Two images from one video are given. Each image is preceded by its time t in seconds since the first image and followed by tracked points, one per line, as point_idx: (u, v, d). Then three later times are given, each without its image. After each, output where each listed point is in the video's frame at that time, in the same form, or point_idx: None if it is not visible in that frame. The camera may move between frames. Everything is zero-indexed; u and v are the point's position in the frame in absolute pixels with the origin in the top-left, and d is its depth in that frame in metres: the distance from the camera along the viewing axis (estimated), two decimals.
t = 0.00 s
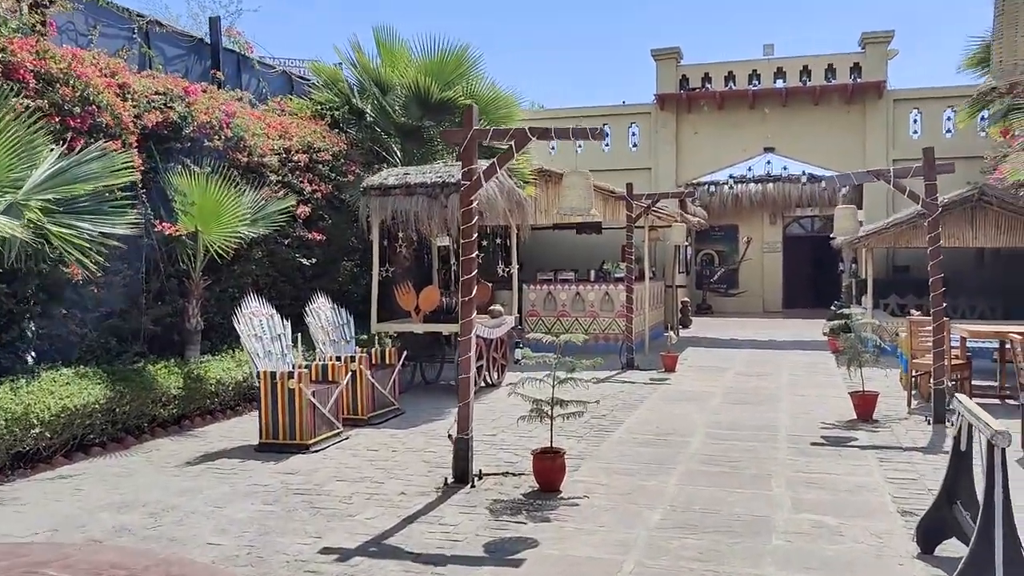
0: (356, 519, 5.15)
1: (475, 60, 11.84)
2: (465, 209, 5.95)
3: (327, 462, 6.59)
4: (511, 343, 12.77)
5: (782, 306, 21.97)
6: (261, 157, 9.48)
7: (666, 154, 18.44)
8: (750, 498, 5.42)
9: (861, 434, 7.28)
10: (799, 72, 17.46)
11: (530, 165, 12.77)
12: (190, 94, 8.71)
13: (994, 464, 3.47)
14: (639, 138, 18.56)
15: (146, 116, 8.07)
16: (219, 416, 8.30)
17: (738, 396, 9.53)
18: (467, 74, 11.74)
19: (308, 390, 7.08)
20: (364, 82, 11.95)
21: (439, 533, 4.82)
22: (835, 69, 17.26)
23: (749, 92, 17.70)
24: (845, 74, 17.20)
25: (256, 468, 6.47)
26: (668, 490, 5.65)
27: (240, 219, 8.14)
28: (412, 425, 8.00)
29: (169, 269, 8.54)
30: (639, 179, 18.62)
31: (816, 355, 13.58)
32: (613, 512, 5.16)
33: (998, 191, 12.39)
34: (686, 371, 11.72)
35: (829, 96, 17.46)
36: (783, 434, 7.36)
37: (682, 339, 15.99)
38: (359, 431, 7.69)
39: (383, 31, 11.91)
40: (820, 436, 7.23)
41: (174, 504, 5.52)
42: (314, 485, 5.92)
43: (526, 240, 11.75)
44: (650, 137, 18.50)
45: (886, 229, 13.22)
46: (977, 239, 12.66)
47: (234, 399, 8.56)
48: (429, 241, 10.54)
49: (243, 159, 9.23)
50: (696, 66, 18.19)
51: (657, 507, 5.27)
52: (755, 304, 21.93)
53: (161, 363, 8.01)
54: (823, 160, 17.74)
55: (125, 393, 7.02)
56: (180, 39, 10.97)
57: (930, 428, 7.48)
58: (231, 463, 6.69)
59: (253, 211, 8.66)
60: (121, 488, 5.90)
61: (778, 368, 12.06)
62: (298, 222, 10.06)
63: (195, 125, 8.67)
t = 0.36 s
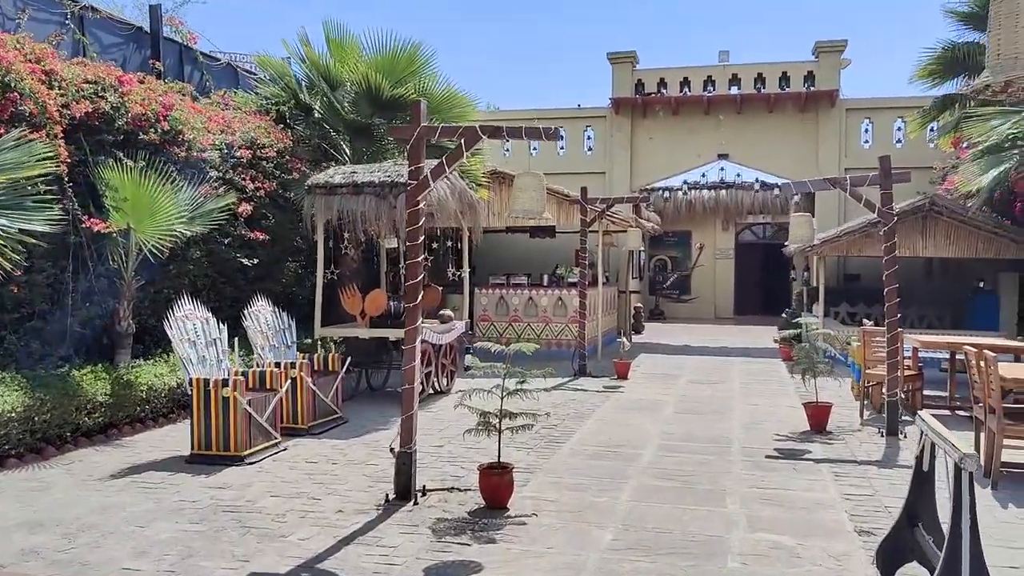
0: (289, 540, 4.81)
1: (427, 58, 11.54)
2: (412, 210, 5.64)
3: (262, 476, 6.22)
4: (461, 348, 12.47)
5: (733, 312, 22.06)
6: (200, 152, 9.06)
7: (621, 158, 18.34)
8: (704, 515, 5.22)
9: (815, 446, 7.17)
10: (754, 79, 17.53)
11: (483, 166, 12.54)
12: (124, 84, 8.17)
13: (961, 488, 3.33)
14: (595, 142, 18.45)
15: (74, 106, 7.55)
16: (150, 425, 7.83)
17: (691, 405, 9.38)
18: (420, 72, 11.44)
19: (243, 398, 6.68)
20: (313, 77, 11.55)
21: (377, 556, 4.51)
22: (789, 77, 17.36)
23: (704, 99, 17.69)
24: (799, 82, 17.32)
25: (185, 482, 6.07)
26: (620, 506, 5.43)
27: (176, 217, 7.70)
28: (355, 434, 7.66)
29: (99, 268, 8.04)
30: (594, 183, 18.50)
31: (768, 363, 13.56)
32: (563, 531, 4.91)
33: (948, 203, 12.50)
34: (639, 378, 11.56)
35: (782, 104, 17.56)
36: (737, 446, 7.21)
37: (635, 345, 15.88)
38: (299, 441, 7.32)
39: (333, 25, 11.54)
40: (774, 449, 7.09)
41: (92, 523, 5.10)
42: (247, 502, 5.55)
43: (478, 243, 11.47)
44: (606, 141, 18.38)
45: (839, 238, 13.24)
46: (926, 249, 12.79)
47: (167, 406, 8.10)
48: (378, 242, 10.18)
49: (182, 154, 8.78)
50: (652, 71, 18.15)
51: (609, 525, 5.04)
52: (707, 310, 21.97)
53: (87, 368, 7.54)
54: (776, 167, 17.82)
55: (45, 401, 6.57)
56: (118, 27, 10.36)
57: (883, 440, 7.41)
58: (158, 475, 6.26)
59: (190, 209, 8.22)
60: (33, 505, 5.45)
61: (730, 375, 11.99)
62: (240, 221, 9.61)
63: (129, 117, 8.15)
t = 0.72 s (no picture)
0: (237, 561, 4.47)
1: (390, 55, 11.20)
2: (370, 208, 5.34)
3: (211, 489, 5.85)
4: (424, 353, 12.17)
5: (697, 316, 22.02)
6: (150, 147, 8.56)
7: (587, 161, 18.19)
8: (677, 529, 5.00)
9: (787, 455, 7.00)
10: (720, 83, 17.55)
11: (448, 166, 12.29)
12: (68, 74, 7.69)
13: (954, 504, 3.14)
14: (561, 144, 18.31)
15: (11, 96, 7.07)
16: (94, 434, 7.38)
17: (659, 411, 9.18)
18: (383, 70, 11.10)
19: (192, 407, 6.26)
20: (271, 72, 11.13)
21: None
22: (754, 82, 17.42)
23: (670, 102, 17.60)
24: (764, 87, 17.34)
25: (127, 496, 5.67)
26: (589, 519, 5.18)
27: (122, 215, 7.28)
28: (311, 443, 7.32)
29: (39, 267, 7.61)
30: (560, 185, 18.31)
31: (734, 368, 13.46)
32: (530, 548, 4.64)
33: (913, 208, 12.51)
34: (606, 384, 11.36)
35: (747, 109, 17.56)
36: (708, 454, 7.01)
37: (601, 349, 15.71)
38: (252, 451, 6.96)
39: (293, 19, 11.16)
40: (746, 457, 6.92)
41: (21, 544, 4.70)
42: (193, 518, 5.18)
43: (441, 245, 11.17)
44: (571, 143, 18.22)
45: (806, 242, 13.14)
46: (891, 253, 12.81)
47: (112, 415, 7.65)
48: (338, 243, 9.83)
49: (130, 149, 8.30)
50: (619, 73, 18.03)
51: (578, 541, 4.79)
52: (672, 314, 21.88)
53: (25, 374, 7.08)
54: (741, 171, 17.80)
55: None
56: (64, 16, 9.87)
57: (854, 448, 7.29)
58: (99, 489, 5.86)
59: (138, 207, 7.79)
60: None
61: (697, 380, 11.86)
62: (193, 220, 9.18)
63: (72, 109, 7.68)
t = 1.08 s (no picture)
0: None
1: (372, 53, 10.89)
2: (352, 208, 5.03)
3: (183, 506, 5.51)
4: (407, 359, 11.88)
5: (682, 320, 21.84)
6: (121, 145, 8.15)
7: (572, 162, 17.94)
8: (677, 547, 4.73)
9: (785, 465, 6.77)
10: (706, 83, 17.39)
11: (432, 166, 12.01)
12: (33, 68, 7.32)
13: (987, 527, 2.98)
14: (545, 145, 18.06)
15: None
16: (59, 447, 7.00)
17: (650, 419, 8.94)
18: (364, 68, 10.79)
19: (163, 418, 5.91)
20: (249, 69, 10.78)
21: None
22: (740, 82, 17.27)
23: (656, 102, 17.38)
24: (751, 87, 17.20)
25: (92, 514, 5.32)
26: (585, 536, 4.91)
27: (89, 216, 6.93)
28: (290, 455, 7.00)
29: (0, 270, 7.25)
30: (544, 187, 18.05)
31: (722, 372, 13.25)
32: (523, 570, 4.36)
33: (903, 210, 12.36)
34: (593, 390, 11.10)
35: (733, 110, 17.39)
36: (704, 464, 6.77)
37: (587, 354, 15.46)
38: (228, 464, 6.63)
39: (271, 15, 10.81)
40: (743, 467, 6.68)
41: None
42: (161, 539, 4.84)
43: (425, 248, 10.86)
44: (556, 144, 18.00)
45: (795, 245, 12.98)
46: (881, 256, 12.66)
47: (80, 426, 7.27)
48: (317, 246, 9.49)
49: (100, 147, 7.91)
50: (604, 73, 17.82)
51: (573, 561, 4.51)
52: (657, 317, 21.68)
53: None
54: (727, 172, 17.63)
55: None
56: (32, 8, 9.45)
57: (853, 457, 7.08)
58: (62, 506, 5.50)
59: (107, 207, 7.44)
60: None
61: (686, 386, 11.64)
62: (167, 222, 8.81)
63: (36, 104, 7.31)
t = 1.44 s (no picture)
0: None
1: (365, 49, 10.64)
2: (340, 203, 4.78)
3: (164, 518, 5.26)
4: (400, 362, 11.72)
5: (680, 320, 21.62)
6: (106, 142, 7.84)
7: (569, 161, 17.71)
8: (683, 561, 4.49)
9: (792, 473, 6.53)
10: (704, 81, 17.16)
11: (427, 164, 11.77)
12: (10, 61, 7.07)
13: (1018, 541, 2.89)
14: (542, 144, 17.84)
15: None
16: (39, 454, 6.71)
17: (651, 423, 8.70)
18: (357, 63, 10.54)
19: (144, 425, 5.65)
20: (239, 65, 10.53)
21: None
22: (739, 80, 17.06)
23: (655, 100, 17.12)
24: (750, 85, 16.99)
25: (67, 527, 5.06)
26: (586, 549, 4.67)
27: (68, 214, 6.68)
28: (278, 462, 6.75)
29: None
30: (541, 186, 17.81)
31: (723, 374, 13.02)
32: None
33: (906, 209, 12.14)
34: (592, 393, 10.87)
35: (733, 108, 17.17)
36: (707, 472, 6.53)
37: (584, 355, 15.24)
38: (213, 472, 6.37)
39: (262, 9, 10.55)
40: (748, 474, 6.45)
41: None
42: (139, 554, 4.59)
43: (419, 247, 10.61)
44: (552, 143, 17.79)
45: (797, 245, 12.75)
46: (884, 256, 12.42)
47: (61, 432, 6.98)
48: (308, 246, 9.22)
49: (83, 144, 7.61)
50: (601, 71, 17.57)
51: None
52: (655, 318, 21.45)
53: None
54: (726, 170, 17.39)
55: None
56: (14, 1, 9.17)
57: (861, 463, 6.85)
58: (36, 518, 5.24)
59: (89, 205, 7.19)
60: None
61: (686, 389, 11.40)
62: (154, 220, 8.55)
63: (14, 99, 7.05)
